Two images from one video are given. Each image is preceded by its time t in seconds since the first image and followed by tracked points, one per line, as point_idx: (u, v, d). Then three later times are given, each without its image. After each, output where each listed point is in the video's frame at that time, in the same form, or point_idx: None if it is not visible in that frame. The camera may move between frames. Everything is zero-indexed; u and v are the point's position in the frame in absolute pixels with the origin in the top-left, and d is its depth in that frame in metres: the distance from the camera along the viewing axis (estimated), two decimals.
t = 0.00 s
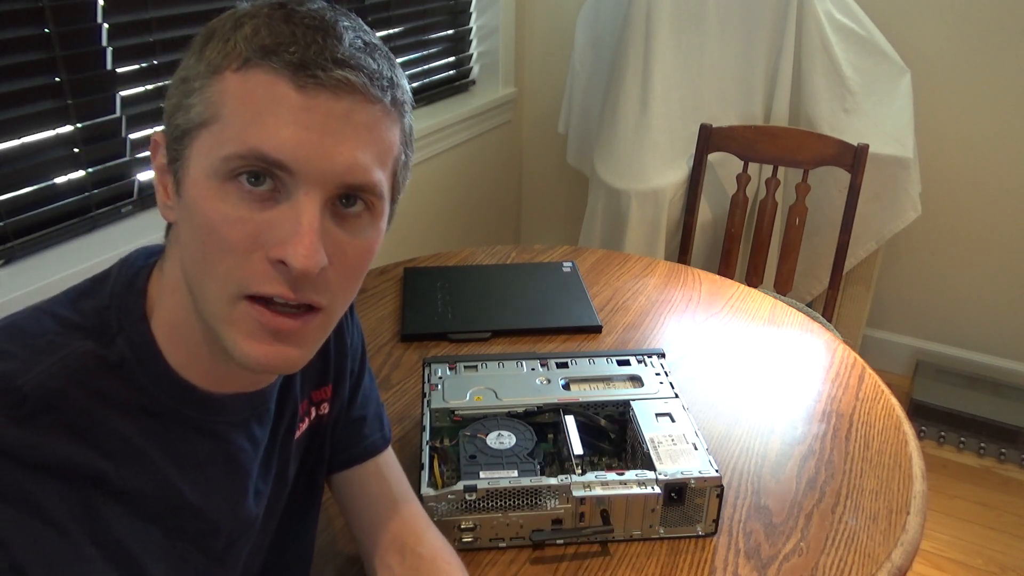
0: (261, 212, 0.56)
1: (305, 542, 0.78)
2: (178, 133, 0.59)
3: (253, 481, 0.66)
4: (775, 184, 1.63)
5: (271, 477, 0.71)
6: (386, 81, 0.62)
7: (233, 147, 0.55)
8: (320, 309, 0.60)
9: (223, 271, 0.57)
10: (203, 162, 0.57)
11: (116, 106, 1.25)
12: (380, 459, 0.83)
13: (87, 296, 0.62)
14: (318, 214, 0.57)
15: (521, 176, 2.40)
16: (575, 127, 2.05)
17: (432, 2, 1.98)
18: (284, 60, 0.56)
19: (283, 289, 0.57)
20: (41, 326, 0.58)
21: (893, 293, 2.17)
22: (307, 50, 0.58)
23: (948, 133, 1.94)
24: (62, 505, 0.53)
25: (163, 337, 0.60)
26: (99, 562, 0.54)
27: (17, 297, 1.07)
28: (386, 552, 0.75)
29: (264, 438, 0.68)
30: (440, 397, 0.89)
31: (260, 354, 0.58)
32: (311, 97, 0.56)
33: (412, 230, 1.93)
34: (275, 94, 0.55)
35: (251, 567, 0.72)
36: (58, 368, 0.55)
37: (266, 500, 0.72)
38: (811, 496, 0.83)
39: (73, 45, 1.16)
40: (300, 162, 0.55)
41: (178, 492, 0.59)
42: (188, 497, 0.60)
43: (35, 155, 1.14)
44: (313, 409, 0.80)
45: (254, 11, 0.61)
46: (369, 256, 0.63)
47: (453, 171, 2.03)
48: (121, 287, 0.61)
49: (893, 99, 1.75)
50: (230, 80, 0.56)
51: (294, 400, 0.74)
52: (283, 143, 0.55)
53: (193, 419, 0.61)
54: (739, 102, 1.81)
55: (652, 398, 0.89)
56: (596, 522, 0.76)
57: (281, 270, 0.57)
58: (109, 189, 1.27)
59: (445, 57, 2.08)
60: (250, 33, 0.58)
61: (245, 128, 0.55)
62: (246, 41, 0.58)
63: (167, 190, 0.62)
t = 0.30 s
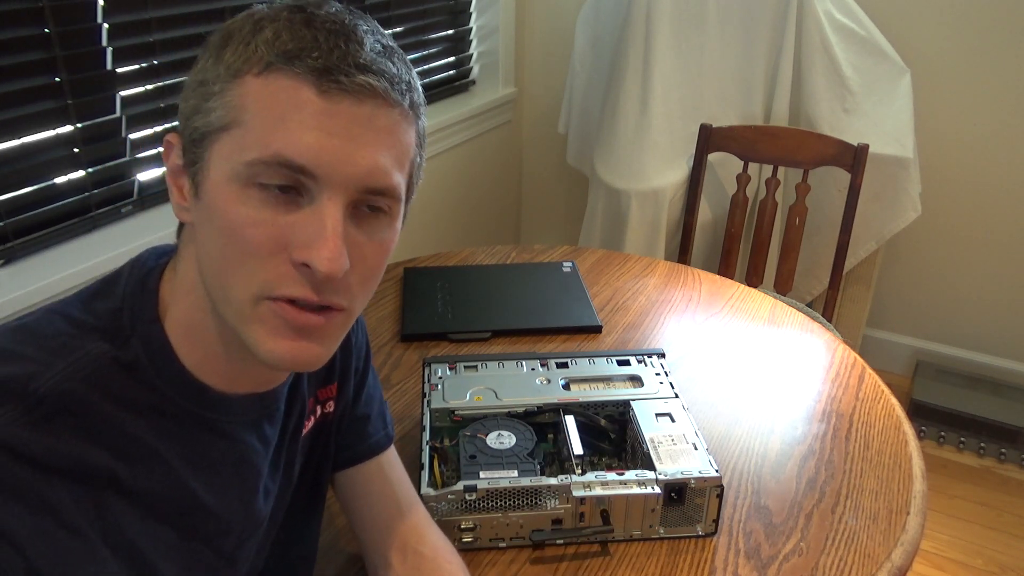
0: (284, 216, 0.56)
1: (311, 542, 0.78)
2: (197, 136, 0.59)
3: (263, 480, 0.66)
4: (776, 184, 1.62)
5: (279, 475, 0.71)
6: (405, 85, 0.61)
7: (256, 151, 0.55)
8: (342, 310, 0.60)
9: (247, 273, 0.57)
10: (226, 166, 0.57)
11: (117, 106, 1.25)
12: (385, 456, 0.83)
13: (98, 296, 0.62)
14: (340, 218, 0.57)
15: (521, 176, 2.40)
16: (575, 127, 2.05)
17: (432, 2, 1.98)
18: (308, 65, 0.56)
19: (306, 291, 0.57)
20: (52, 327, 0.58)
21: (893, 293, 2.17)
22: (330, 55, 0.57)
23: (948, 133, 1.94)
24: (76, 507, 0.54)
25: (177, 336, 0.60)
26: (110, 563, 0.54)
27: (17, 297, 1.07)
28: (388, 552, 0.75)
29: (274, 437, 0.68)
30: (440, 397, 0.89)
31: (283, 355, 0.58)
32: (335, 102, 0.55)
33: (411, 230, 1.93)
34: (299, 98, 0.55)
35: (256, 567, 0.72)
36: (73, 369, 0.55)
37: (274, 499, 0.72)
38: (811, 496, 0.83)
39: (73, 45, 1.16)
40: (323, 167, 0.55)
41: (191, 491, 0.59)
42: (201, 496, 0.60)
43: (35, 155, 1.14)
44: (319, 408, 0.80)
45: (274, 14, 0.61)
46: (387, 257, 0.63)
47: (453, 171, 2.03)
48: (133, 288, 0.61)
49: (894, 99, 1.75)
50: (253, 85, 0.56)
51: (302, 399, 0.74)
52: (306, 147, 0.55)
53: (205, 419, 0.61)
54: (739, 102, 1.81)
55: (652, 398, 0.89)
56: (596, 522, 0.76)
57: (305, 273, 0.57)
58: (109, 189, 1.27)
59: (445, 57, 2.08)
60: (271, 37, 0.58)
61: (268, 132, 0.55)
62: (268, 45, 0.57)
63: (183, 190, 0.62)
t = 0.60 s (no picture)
0: (302, 232, 0.56)
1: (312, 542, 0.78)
2: (204, 147, 0.57)
3: (261, 479, 0.66)
4: (776, 184, 1.62)
5: (278, 474, 0.71)
6: (414, 96, 0.62)
7: (274, 169, 0.54)
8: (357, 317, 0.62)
9: (266, 287, 0.57)
10: (238, 181, 0.56)
11: (117, 106, 1.24)
12: (385, 455, 0.83)
13: (98, 297, 0.62)
14: (357, 232, 0.58)
15: (521, 176, 2.40)
16: (575, 126, 2.05)
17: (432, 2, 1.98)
18: (325, 82, 0.56)
19: (326, 304, 0.58)
20: (52, 328, 0.58)
21: (893, 293, 2.17)
22: (346, 70, 0.57)
23: (948, 133, 1.94)
24: (75, 508, 0.53)
25: (177, 337, 0.60)
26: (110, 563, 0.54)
27: (17, 297, 1.07)
28: (388, 551, 0.75)
29: (273, 437, 0.68)
30: (440, 397, 0.89)
31: (303, 365, 0.59)
32: (352, 119, 0.55)
33: (411, 230, 1.93)
34: (316, 116, 0.55)
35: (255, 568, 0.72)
36: (73, 370, 0.55)
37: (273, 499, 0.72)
38: (811, 496, 0.83)
39: (73, 45, 1.16)
40: (343, 184, 0.55)
41: (190, 491, 0.59)
42: (200, 496, 0.60)
43: (35, 155, 1.14)
44: (319, 407, 0.80)
45: (281, 21, 0.59)
46: (394, 261, 0.64)
47: (453, 171, 2.03)
48: (133, 289, 0.61)
49: (894, 100, 1.75)
50: (267, 99, 0.55)
51: (302, 399, 0.74)
52: (326, 166, 0.54)
53: (204, 419, 0.61)
54: (739, 102, 1.81)
55: (652, 398, 0.89)
56: (596, 522, 0.76)
57: (325, 286, 0.58)
58: (109, 189, 1.27)
59: (445, 57, 2.08)
60: (283, 48, 0.57)
61: (285, 150, 0.54)
62: (280, 57, 0.56)
63: (184, 198, 0.61)
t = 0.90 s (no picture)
0: (308, 239, 0.56)
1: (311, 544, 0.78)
2: (207, 153, 0.57)
3: (258, 481, 0.67)
4: (776, 184, 1.62)
5: (276, 476, 0.71)
6: (419, 100, 0.62)
7: (280, 177, 0.54)
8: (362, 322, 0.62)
9: (273, 294, 0.57)
10: (243, 188, 0.55)
11: (117, 106, 1.24)
12: (385, 455, 0.83)
13: (96, 300, 0.61)
14: (365, 238, 0.58)
15: (521, 176, 2.40)
16: (575, 126, 2.05)
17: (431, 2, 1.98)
18: (333, 88, 0.56)
19: (333, 310, 0.58)
20: (50, 332, 0.58)
21: (893, 293, 2.17)
22: (353, 75, 0.57)
23: (948, 133, 1.94)
24: (72, 514, 0.53)
25: (176, 342, 0.61)
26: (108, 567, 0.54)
27: (16, 297, 1.07)
28: (388, 551, 0.75)
29: (271, 439, 0.68)
30: (440, 397, 0.89)
31: (312, 370, 0.60)
32: (359, 125, 0.55)
33: (411, 230, 1.93)
34: (323, 122, 0.55)
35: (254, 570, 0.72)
36: (70, 374, 0.54)
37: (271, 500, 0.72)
38: (811, 496, 0.83)
39: (73, 45, 1.16)
40: (350, 191, 0.55)
41: (187, 494, 0.60)
42: (197, 498, 0.60)
43: (34, 155, 1.14)
44: (318, 408, 0.80)
45: (284, 25, 0.59)
46: (398, 264, 0.64)
47: (453, 171, 2.03)
48: (131, 292, 0.61)
49: (894, 100, 1.75)
50: (273, 106, 0.55)
51: (301, 400, 0.74)
52: (334, 173, 0.54)
53: (203, 422, 0.61)
54: (740, 102, 1.81)
55: (653, 398, 0.89)
56: (596, 522, 0.76)
57: (333, 293, 0.58)
58: (109, 189, 1.27)
59: (445, 57, 2.08)
60: (288, 54, 0.57)
61: (293, 157, 0.54)
62: (285, 63, 0.56)
63: (184, 203, 0.61)
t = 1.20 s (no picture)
0: (309, 248, 0.57)
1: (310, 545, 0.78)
2: (205, 163, 0.57)
3: (255, 482, 0.67)
4: (776, 184, 1.62)
5: (274, 477, 0.71)
6: (419, 109, 0.62)
7: (281, 187, 0.54)
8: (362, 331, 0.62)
9: (274, 304, 0.58)
10: (244, 197, 0.55)
11: (117, 106, 1.24)
12: (382, 454, 0.83)
13: (92, 303, 0.61)
14: (365, 248, 0.58)
15: (521, 176, 2.40)
16: (575, 126, 2.05)
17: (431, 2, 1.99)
18: (334, 100, 0.55)
19: (333, 320, 0.59)
20: (45, 335, 0.57)
21: (893, 293, 2.17)
22: (354, 87, 0.57)
23: (948, 133, 1.94)
24: (67, 518, 0.54)
25: (174, 346, 0.61)
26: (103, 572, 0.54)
27: (17, 297, 1.07)
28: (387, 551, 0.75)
29: (268, 440, 0.68)
30: (440, 397, 0.89)
31: (313, 381, 0.60)
32: (360, 137, 0.55)
33: (411, 230, 1.93)
34: (324, 133, 0.54)
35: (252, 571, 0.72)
36: (65, 379, 0.54)
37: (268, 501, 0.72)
38: (811, 496, 0.83)
39: (73, 45, 1.16)
40: (351, 201, 0.55)
41: (185, 498, 0.60)
42: (195, 502, 0.61)
43: (34, 155, 1.14)
44: (315, 407, 0.80)
45: (283, 35, 0.58)
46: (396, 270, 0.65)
47: (453, 171, 2.03)
48: (127, 295, 0.61)
49: (893, 100, 1.75)
50: (273, 117, 0.55)
51: (297, 400, 0.74)
52: (336, 184, 0.55)
53: (200, 426, 0.61)
54: (740, 102, 1.81)
55: (653, 398, 0.89)
56: (596, 522, 0.76)
57: (334, 303, 0.58)
58: (109, 189, 1.27)
59: (445, 57, 2.08)
60: (288, 64, 0.56)
61: (294, 168, 0.54)
62: (286, 74, 0.56)
63: (182, 211, 0.60)
